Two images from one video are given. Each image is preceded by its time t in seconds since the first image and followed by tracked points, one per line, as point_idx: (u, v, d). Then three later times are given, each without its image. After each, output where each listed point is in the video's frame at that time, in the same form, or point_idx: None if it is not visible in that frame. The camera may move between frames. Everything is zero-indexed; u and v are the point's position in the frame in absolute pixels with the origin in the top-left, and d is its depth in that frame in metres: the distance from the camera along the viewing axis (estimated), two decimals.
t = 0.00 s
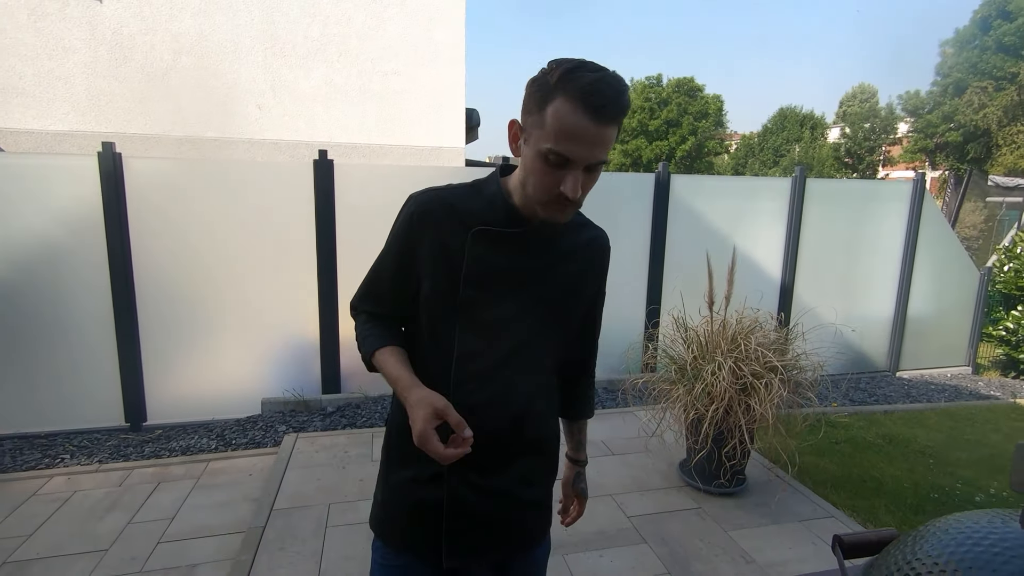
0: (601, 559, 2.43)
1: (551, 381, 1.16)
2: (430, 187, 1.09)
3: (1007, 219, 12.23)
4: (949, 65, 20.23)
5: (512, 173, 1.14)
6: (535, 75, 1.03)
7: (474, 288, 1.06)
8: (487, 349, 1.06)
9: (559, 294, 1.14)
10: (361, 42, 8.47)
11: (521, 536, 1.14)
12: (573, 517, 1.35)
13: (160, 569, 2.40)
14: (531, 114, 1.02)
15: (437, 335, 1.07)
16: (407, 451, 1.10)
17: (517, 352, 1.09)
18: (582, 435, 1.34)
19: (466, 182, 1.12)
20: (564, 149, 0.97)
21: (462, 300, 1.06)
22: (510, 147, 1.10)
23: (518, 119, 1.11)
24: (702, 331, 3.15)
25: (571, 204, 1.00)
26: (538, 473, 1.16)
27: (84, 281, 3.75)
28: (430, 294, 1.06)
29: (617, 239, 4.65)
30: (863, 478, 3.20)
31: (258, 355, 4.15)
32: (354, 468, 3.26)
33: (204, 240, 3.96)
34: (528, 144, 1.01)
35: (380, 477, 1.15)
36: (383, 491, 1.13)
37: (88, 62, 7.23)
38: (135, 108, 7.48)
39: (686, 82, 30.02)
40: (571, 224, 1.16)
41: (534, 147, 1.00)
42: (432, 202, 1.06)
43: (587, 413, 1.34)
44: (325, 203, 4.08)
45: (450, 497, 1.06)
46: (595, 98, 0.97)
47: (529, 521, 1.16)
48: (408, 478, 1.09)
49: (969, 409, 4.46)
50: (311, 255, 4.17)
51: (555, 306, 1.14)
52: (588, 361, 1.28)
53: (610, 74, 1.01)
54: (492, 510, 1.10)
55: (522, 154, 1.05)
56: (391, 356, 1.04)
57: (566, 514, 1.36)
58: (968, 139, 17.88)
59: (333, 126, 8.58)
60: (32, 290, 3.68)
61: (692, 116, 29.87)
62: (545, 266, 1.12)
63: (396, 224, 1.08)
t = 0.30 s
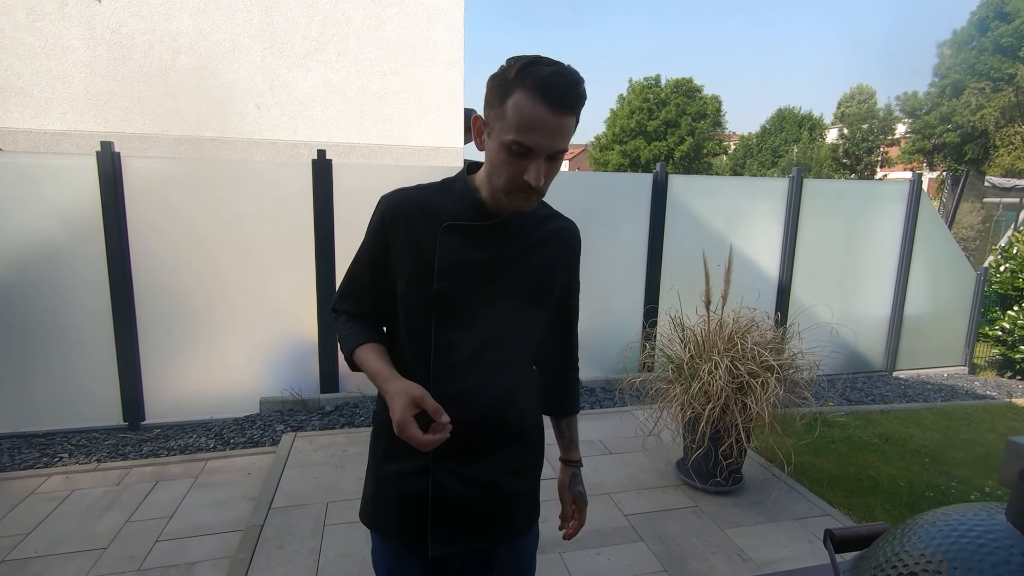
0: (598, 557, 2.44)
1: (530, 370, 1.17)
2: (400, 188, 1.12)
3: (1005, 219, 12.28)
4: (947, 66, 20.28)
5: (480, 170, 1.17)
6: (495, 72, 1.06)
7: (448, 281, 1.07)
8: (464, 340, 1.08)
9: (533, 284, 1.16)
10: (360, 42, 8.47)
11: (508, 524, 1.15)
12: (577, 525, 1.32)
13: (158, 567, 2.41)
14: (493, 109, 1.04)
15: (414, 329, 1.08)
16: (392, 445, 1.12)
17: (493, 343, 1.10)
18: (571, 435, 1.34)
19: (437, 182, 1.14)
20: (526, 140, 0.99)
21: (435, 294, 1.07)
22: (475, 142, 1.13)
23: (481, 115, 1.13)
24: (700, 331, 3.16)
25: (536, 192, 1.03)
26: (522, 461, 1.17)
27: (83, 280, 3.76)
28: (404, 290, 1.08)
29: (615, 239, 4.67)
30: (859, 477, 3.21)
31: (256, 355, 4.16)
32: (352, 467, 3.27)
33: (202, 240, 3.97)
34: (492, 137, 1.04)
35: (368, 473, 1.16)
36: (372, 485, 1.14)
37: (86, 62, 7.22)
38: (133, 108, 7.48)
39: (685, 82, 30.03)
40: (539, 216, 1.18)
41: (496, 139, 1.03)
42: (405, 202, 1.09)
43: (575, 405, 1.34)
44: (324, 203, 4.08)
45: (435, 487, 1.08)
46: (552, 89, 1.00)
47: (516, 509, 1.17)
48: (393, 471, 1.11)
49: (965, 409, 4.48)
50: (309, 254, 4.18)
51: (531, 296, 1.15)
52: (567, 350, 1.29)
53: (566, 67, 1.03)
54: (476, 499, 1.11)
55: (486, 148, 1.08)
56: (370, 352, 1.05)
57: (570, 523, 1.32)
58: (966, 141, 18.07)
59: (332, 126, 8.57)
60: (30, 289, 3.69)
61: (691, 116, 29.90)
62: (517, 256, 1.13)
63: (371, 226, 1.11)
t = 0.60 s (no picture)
0: (597, 559, 2.44)
1: (506, 356, 1.20)
2: (357, 198, 1.13)
3: (1005, 220, 12.29)
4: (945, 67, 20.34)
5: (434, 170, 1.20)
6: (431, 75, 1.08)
7: (419, 281, 1.10)
8: (439, 335, 1.11)
9: (503, 272, 1.18)
10: (360, 43, 8.46)
11: (504, 503, 1.20)
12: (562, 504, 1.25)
13: (157, 568, 2.41)
14: (433, 112, 1.07)
15: (388, 330, 1.11)
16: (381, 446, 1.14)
17: (468, 334, 1.13)
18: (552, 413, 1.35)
19: (393, 186, 1.16)
20: (467, 139, 1.02)
21: (406, 294, 1.09)
22: (423, 144, 1.15)
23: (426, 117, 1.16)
24: (699, 332, 3.16)
25: (485, 187, 1.07)
26: (509, 443, 1.21)
27: (83, 281, 3.76)
28: (376, 294, 1.10)
29: (613, 239, 4.68)
30: (858, 478, 3.22)
31: (255, 356, 4.16)
32: (352, 468, 3.27)
33: (201, 241, 3.97)
34: (436, 139, 1.07)
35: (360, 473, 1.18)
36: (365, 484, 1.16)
37: (87, 63, 7.23)
38: (133, 108, 7.50)
39: (687, 82, 29.92)
40: (498, 205, 1.20)
41: (440, 141, 1.06)
42: (366, 210, 1.10)
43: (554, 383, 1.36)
44: (323, 205, 4.08)
45: (430, 477, 1.12)
46: (488, 88, 1.02)
47: (509, 488, 1.21)
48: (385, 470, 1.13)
49: (965, 410, 4.48)
50: (309, 255, 4.19)
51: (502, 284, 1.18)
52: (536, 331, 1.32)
53: (498, 63, 1.06)
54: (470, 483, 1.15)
55: (434, 150, 1.10)
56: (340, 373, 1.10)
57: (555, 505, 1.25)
58: (967, 141, 18.29)
59: (332, 127, 8.56)
60: (31, 290, 3.70)
61: (692, 117, 29.87)
62: (486, 247, 1.16)
63: (334, 238, 1.12)
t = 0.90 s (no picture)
0: (597, 560, 2.43)
1: (490, 345, 1.29)
2: (336, 212, 1.19)
3: (1007, 219, 12.26)
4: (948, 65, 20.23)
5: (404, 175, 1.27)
6: (393, 85, 1.16)
7: (407, 283, 1.17)
8: (429, 332, 1.19)
9: (484, 266, 1.26)
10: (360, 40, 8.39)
11: (501, 478, 1.31)
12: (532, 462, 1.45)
13: (156, 569, 2.41)
14: (397, 120, 1.15)
15: (382, 331, 1.18)
16: (384, 441, 1.22)
17: (456, 328, 1.22)
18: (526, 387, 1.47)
19: (369, 196, 1.22)
20: (430, 143, 1.10)
21: (396, 296, 1.17)
22: (392, 151, 1.22)
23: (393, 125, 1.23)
24: (699, 332, 3.15)
25: (451, 188, 1.14)
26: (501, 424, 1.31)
27: (83, 281, 3.76)
28: (366, 300, 1.17)
29: (613, 239, 4.67)
30: (859, 479, 3.20)
31: (255, 355, 4.16)
32: (351, 469, 3.26)
33: (200, 241, 3.97)
34: (402, 145, 1.14)
35: (360, 468, 1.26)
36: (366, 477, 1.24)
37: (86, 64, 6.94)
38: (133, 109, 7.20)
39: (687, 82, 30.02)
40: (472, 203, 1.27)
41: (405, 147, 1.13)
42: (349, 223, 1.17)
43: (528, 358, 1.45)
44: (323, 205, 4.07)
45: (434, 464, 1.21)
46: (445, 93, 1.09)
47: (503, 463, 1.32)
48: (389, 461, 1.22)
49: (967, 411, 4.46)
50: (309, 255, 4.18)
51: (485, 278, 1.26)
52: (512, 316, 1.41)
53: (456, 67, 1.13)
54: (471, 465, 1.24)
55: (401, 156, 1.18)
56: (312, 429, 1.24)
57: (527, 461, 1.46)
58: (969, 139, 18.01)
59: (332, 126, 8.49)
60: (30, 290, 3.69)
61: (692, 116, 29.85)
62: (468, 244, 1.24)
63: (320, 253, 1.18)
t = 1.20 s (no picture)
0: (597, 562, 2.42)
1: (482, 344, 1.28)
2: (324, 217, 1.20)
3: (1008, 220, 12.21)
4: (950, 65, 20.13)
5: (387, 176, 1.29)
6: (363, 87, 1.21)
7: (393, 284, 1.17)
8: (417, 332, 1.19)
9: (473, 264, 1.24)
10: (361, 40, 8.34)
11: (496, 478, 1.29)
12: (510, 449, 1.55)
13: (154, 571, 2.40)
14: (365, 119, 1.19)
15: (371, 332, 1.19)
16: (377, 441, 1.22)
17: (445, 327, 1.21)
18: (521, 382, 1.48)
19: (357, 200, 1.23)
20: (388, 136, 1.12)
21: (383, 296, 1.17)
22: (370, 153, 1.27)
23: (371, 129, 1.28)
24: (700, 334, 3.14)
25: (414, 182, 1.14)
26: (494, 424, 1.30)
27: (83, 281, 3.75)
28: (355, 301, 1.18)
29: (615, 241, 4.66)
30: (861, 481, 3.18)
31: (255, 356, 4.15)
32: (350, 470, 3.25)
33: (200, 241, 3.96)
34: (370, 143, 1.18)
35: (355, 468, 1.26)
36: (361, 477, 1.25)
37: (87, 65, 6.50)
38: (135, 109, 6.74)
39: (688, 82, 30.04)
40: (460, 202, 1.26)
41: (372, 144, 1.17)
42: (336, 227, 1.18)
43: (521, 355, 1.45)
44: (323, 205, 4.06)
45: (426, 463, 1.20)
46: (402, 88, 1.13)
47: (497, 463, 1.31)
48: (383, 461, 1.22)
49: (969, 413, 4.43)
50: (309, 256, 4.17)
51: (475, 276, 1.25)
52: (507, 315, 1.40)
53: (417, 63, 1.16)
54: (464, 464, 1.23)
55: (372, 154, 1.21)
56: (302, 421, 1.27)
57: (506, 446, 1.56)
58: (970, 140, 17.64)
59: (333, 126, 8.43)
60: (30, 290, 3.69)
61: (693, 117, 29.77)
62: (457, 242, 1.22)
63: (310, 258, 1.20)
